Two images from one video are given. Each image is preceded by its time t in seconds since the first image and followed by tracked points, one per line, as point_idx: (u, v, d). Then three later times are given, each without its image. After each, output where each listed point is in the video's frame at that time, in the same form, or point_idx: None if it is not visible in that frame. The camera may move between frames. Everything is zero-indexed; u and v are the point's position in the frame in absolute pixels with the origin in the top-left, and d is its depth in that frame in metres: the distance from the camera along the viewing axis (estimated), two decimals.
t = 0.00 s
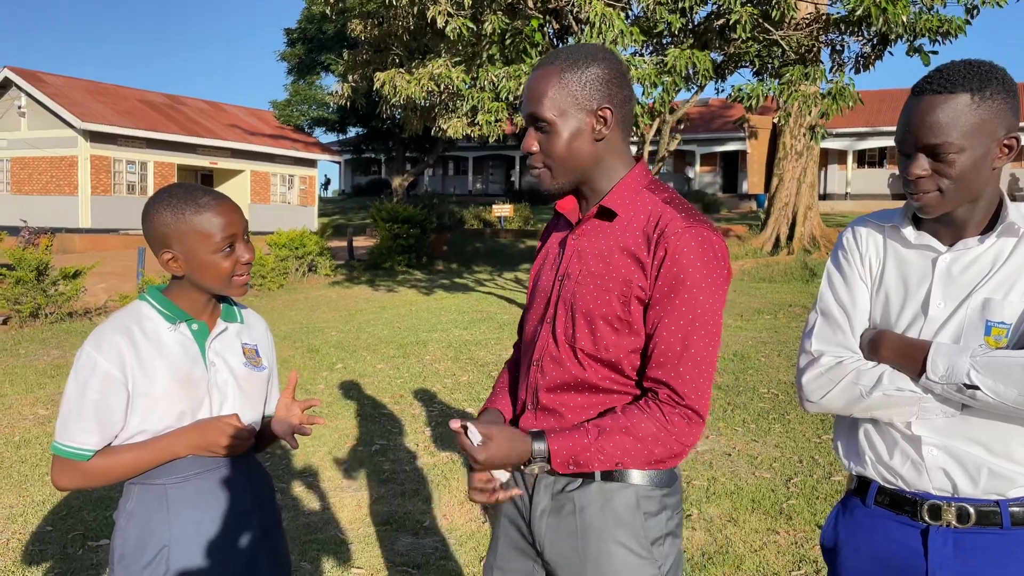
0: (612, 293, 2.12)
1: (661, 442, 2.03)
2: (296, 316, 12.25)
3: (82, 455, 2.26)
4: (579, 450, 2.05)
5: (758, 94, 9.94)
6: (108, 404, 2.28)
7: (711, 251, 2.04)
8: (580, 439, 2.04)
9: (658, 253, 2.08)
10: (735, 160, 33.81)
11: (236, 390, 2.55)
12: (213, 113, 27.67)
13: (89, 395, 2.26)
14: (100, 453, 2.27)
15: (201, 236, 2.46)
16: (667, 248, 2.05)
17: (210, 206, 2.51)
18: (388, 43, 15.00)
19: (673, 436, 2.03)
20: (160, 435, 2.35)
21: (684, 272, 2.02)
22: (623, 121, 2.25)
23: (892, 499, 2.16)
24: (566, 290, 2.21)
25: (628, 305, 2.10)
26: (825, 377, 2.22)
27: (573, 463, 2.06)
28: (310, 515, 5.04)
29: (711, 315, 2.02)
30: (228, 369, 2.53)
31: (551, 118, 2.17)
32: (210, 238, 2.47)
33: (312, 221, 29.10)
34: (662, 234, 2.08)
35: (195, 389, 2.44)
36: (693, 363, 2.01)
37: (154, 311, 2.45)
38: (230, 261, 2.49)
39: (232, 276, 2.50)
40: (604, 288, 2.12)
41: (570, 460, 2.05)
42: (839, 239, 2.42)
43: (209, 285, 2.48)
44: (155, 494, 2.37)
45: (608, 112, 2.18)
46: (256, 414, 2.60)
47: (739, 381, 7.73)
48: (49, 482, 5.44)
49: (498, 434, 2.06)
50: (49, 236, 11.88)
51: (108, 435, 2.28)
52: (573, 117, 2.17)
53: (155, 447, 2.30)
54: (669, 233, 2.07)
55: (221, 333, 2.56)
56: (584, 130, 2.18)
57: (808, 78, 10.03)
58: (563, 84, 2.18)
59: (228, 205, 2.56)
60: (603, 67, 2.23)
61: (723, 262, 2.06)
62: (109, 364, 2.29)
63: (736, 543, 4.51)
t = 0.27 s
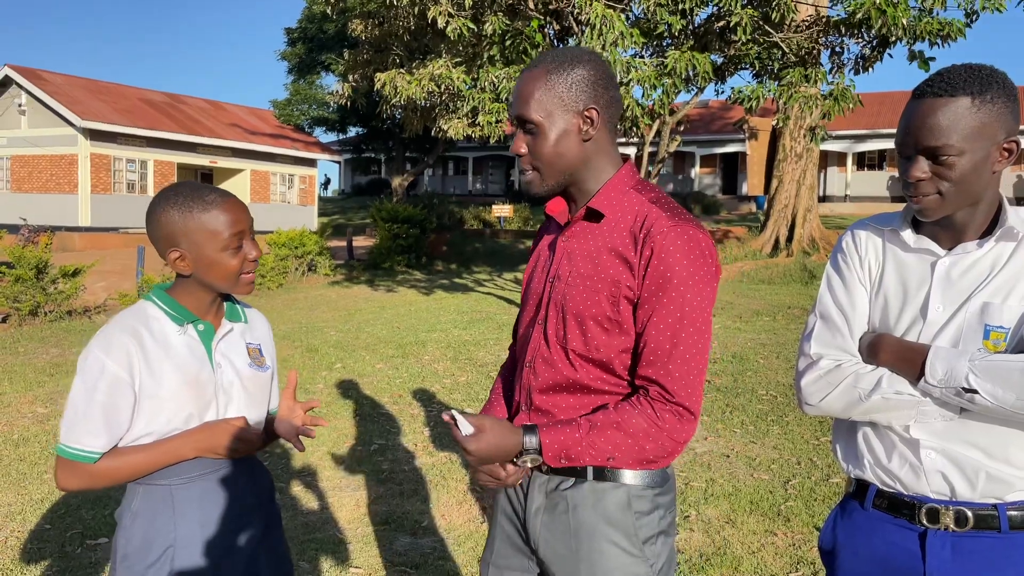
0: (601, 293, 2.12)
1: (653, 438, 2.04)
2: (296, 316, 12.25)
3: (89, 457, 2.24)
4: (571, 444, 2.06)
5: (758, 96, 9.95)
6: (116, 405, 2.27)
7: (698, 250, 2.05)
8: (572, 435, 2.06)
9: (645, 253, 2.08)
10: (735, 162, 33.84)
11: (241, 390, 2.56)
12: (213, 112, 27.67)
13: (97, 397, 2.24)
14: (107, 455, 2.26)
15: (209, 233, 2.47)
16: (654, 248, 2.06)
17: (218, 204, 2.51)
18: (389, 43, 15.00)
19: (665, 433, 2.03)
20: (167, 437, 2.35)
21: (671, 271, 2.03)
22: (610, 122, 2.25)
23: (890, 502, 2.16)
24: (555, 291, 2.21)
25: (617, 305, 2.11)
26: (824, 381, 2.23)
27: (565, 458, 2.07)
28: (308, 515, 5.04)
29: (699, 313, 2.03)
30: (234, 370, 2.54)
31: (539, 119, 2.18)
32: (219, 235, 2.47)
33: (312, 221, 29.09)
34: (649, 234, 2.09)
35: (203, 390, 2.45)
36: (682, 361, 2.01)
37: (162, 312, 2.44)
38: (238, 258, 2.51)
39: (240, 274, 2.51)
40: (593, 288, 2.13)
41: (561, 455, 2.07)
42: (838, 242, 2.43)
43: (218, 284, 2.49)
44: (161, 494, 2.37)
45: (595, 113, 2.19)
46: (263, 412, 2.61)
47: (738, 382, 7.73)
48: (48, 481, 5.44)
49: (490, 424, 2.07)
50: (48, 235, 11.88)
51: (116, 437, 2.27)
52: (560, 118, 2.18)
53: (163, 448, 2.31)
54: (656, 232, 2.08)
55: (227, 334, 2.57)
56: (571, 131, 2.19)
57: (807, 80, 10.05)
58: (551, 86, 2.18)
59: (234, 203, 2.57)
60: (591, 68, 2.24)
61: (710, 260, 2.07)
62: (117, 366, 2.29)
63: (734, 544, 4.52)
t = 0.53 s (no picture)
0: (589, 294, 2.13)
1: (645, 437, 2.05)
2: (291, 315, 12.25)
3: (104, 462, 2.22)
4: (565, 448, 2.07)
5: (754, 98, 9.98)
6: (136, 410, 2.25)
7: (684, 248, 2.06)
8: (566, 436, 2.07)
9: (631, 253, 2.10)
10: (731, 163, 33.90)
11: (256, 393, 2.56)
12: (209, 111, 27.63)
13: (117, 402, 2.22)
14: (123, 460, 2.24)
15: (229, 229, 2.47)
16: (640, 248, 2.07)
17: (236, 201, 2.51)
18: (386, 43, 15.00)
19: (657, 431, 2.05)
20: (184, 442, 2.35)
21: (657, 269, 2.04)
22: (592, 122, 2.26)
23: (884, 504, 2.18)
24: (544, 293, 2.22)
25: (605, 306, 2.12)
26: (817, 382, 2.24)
27: (560, 460, 2.08)
28: (303, 514, 5.04)
29: (685, 311, 2.04)
30: (249, 374, 2.54)
31: (521, 122, 2.19)
32: (236, 230, 2.48)
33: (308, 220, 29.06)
34: (634, 234, 2.10)
35: (221, 395, 2.44)
36: (671, 359, 2.02)
37: (183, 315, 2.44)
38: (255, 252, 2.51)
39: (259, 269, 2.53)
40: (580, 289, 2.14)
41: (556, 457, 2.08)
42: (833, 245, 2.44)
43: (237, 281, 2.50)
44: (169, 495, 2.37)
45: (577, 112, 2.20)
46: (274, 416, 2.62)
47: (733, 384, 7.75)
48: (42, 479, 5.44)
49: (492, 454, 2.06)
50: (43, 233, 11.86)
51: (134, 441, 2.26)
52: (542, 120, 2.18)
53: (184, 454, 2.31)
54: (642, 232, 2.09)
55: (243, 336, 2.57)
56: (553, 132, 2.20)
57: (803, 82, 10.07)
58: (534, 87, 2.19)
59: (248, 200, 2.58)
60: (572, 68, 2.24)
61: (696, 257, 2.08)
62: (138, 370, 2.27)
63: (727, 545, 4.54)
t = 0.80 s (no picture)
0: (586, 295, 2.14)
1: (640, 438, 2.06)
2: (284, 315, 12.22)
3: (119, 465, 2.21)
4: (560, 447, 2.07)
5: (748, 101, 10.00)
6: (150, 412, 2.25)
7: (680, 251, 2.08)
8: (560, 436, 2.07)
9: (629, 255, 2.11)
10: (725, 166, 33.97)
11: (260, 396, 2.58)
12: (203, 110, 27.55)
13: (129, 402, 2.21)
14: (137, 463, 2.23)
15: (241, 229, 2.48)
16: (638, 249, 2.09)
17: (248, 203, 2.53)
18: (381, 43, 14.99)
19: (652, 432, 2.06)
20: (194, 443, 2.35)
21: (654, 271, 2.06)
22: (585, 126, 2.27)
23: (875, 506, 2.19)
24: (539, 294, 2.23)
25: (602, 307, 2.13)
26: (810, 386, 2.26)
27: (554, 459, 2.08)
28: (295, 515, 5.04)
29: (682, 312, 2.06)
30: (254, 378, 2.56)
31: (516, 129, 2.19)
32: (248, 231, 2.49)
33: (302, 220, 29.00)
34: (632, 236, 2.12)
35: (229, 397, 2.45)
36: (667, 360, 2.04)
37: (195, 317, 2.43)
38: (265, 253, 2.53)
39: (267, 271, 2.55)
40: (578, 291, 2.15)
41: (550, 457, 2.08)
42: (825, 249, 2.45)
43: (246, 283, 2.50)
44: (165, 498, 2.37)
45: (571, 118, 2.21)
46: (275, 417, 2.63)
47: (726, 386, 7.77)
48: (33, 478, 5.42)
49: (490, 458, 2.02)
50: (36, 231, 11.81)
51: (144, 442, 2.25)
52: (537, 126, 2.19)
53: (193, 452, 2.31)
54: (639, 234, 2.10)
55: (247, 339, 2.58)
56: (548, 138, 2.20)
57: (797, 86, 10.10)
58: (528, 93, 2.20)
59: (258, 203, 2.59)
60: (566, 73, 2.25)
61: (691, 259, 2.10)
62: (148, 370, 2.26)
63: (719, 547, 4.55)
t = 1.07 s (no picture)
0: (582, 295, 2.15)
1: (633, 438, 2.07)
2: (278, 315, 12.21)
3: (54, 466, 2.09)
4: (554, 445, 2.07)
5: (742, 104, 10.05)
6: (75, 411, 2.12)
7: (676, 254, 2.10)
8: (555, 435, 2.07)
9: (626, 257, 2.13)
10: (718, 167, 34.06)
11: (211, 397, 2.37)
12: (196, 109, 27.47)
13: (56, 400, 2.10)
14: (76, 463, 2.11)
15: (167, 221, 2.25)
16: (635, 251, 2.11)
17: (185, 193, 2.28)
18: (375, 43, 14.99)
19: (644, 432, 2.07)
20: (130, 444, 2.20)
21: (650, 273, 2.07)
22: (585, 127, 2.28)
23: (868, 508, 2.20)
24: (534, 293, 2.23)
25: (597, 307, 2.15)
26: (804, 387, 2.27)
27: (548, 458, 2.08)
28: (288, 515, 5.03)
29: (677, 314, 2.08)
30: (204, 377, 2.36)
31: (517, 128, 2.20)
32: (171, 227, 2.24)
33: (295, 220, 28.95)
34: (629, 238, 2.14)
35: (168, 397, 2.28)
36: (661, 361, 2.06)
37: (130, 312, 2.27)
38: (192, 253, 2.26)
39: (196, 270, 2.28)
40: (574, 290, 2.16)
41: (544, 455, 2.08)
42: (819, 250, 2.47)
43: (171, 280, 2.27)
44: (119, 504, 2.21)
45: (573, 119, 2.22)
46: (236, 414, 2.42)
47: (719, 387, 7.80)
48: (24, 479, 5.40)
49: (485, 460, 2.01)
50: (28, 231, 11.76)
51: (81, 443, 2.13)
52: (538, 126, 2.20)
53: (132, 452, 2.14)
54: (636, 236, 2.12)
55: (199, 337, 2.39)
56: (549, 138, 2.21)
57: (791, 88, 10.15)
58: (529, 93, 2.21)
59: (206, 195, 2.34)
60: (567, 75, 2.26)
61: (686, 262, 2.12)
62: (77, 368, 2.14)
63: (711, 547, 4.57)
